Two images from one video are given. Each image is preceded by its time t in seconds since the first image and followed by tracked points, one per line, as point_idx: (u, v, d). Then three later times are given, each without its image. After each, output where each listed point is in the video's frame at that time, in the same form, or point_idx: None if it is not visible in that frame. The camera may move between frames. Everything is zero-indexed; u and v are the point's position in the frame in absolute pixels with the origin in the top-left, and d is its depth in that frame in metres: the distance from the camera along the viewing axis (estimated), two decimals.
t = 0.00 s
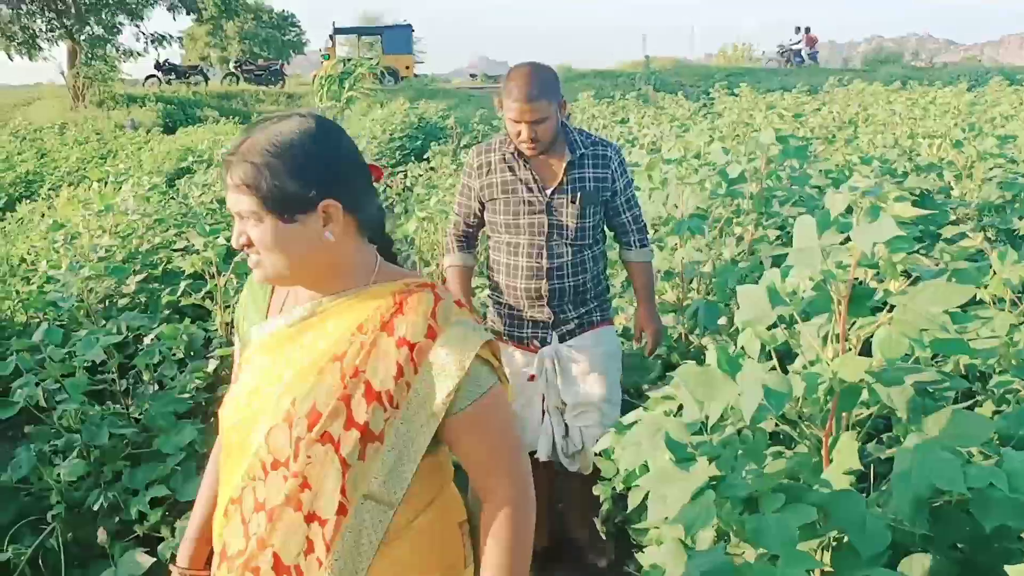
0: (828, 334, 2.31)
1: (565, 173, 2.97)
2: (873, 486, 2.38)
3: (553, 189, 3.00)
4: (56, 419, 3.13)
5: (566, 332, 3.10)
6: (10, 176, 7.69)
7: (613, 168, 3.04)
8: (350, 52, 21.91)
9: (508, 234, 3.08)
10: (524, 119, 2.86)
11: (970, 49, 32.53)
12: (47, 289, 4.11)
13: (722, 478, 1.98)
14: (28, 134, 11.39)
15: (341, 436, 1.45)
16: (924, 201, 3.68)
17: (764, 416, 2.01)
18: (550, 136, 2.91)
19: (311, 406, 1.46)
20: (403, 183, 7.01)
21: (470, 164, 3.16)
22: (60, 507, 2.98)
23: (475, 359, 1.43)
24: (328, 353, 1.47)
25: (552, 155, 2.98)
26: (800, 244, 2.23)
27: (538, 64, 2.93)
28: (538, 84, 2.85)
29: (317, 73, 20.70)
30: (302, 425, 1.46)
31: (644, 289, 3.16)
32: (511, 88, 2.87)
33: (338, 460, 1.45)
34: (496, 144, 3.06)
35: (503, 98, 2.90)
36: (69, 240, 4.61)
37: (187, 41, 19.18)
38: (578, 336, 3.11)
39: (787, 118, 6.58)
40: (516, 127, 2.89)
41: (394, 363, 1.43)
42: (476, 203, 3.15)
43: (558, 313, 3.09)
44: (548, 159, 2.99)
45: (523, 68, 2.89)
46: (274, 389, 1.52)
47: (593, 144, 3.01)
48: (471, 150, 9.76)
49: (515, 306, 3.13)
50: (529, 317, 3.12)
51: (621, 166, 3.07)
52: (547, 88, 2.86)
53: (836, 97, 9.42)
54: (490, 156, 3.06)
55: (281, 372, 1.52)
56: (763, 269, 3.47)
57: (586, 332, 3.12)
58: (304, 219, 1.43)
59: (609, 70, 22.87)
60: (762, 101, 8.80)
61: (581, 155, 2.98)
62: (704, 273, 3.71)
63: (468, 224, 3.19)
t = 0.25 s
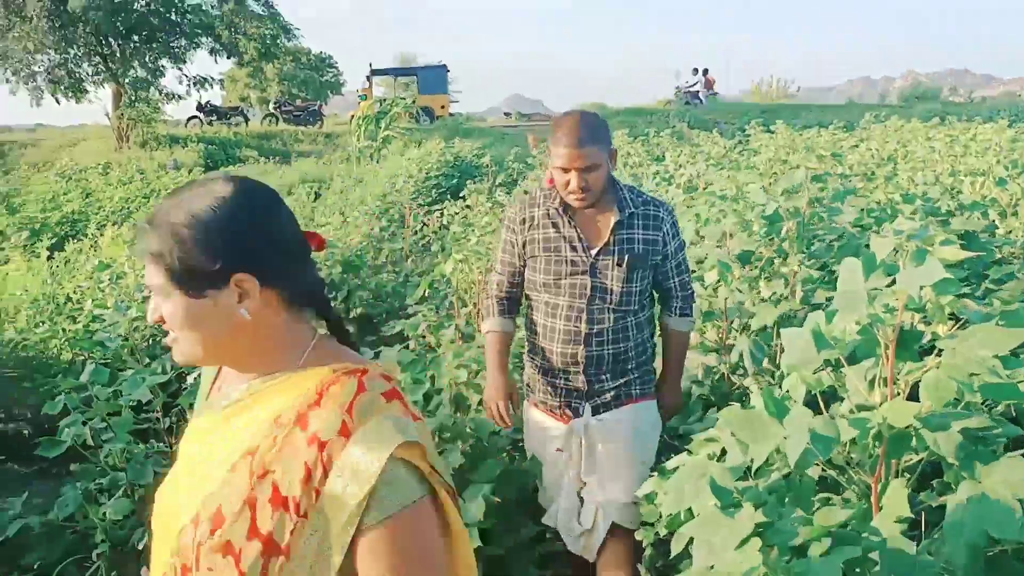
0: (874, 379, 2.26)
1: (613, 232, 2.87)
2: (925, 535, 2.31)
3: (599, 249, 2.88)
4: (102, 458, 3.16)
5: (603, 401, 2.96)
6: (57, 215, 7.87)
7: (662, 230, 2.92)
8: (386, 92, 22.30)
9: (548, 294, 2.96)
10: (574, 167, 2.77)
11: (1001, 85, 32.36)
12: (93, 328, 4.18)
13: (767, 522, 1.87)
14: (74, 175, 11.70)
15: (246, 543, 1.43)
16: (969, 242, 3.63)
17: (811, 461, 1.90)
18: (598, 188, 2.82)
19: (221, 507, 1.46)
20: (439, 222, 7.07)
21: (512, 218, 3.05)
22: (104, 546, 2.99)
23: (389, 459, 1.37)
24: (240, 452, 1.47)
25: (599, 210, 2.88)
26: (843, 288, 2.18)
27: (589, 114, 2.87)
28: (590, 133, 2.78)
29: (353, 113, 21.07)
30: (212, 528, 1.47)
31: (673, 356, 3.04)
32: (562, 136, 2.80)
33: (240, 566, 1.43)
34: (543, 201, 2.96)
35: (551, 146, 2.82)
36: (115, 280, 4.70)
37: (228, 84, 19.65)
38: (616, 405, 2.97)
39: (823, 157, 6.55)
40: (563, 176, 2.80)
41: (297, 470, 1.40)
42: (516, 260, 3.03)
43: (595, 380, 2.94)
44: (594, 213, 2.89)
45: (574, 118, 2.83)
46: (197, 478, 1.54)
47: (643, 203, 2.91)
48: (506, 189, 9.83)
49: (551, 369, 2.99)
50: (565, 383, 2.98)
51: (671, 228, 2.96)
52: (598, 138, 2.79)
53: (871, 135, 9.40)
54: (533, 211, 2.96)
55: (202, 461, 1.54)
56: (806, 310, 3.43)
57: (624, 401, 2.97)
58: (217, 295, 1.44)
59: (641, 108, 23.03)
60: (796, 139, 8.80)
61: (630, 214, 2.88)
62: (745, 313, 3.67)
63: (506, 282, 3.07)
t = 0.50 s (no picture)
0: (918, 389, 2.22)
1: (674, 246, 2.45)
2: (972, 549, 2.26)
3: (657, 264, 2.46)
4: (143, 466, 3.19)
5: (657, 440, 2.53)
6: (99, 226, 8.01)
7: (731, 247, 2.48)
8: (420, 103, 22.42)
9: (596, 313, 2.55)
10: (634, 168, 2.37)
11: None
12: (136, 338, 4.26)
13: (810, 537, 1.83)
14: (116, 187, 11.89)
15: None
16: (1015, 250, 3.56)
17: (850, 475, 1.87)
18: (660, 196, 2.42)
19: None
20: (474, 232, 7.09)
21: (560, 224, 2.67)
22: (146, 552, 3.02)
23: (226, 527, 1.20)
24: (70, 517, 1.28)
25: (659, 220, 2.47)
26: (885, 297, 2.13)
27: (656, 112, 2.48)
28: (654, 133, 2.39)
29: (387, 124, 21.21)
30: None
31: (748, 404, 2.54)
32: (623, 133, 2.41)
33: None
34: (598, 205, 2.56)
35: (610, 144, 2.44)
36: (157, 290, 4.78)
37: (264, 96, 19.88)
38: (671, 446, 2.53)
39: (862, 164, 6.47)
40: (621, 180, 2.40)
41: (122, 538, 1.22)
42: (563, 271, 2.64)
43: (647, 416, 2.52)
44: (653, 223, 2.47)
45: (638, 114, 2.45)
46: (32, 543, 1.36)
47: (709, 215, 2.48)
48: (540, 198, 9.83)
49: (597, 400, 2.58)
50: (612, 416, 2.56)
51: (743, 244, 2.50)
52: (664, 140, 2.40)
53: (910, 142, 9.27)
54: (585, 218, 2.57)
55: (41, 526, 1.37)
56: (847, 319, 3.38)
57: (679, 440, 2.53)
58: (67, 340, 1.29)
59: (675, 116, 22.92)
60: (834, 147, 8.70)
61: (695, 228, 2.44)
62: (784, 323, 3.63)
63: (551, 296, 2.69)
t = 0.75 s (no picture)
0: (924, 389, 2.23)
1: (695, 251, 2.29)
2: (979, 551, 2.25)
3: (677, 271, 2.32)
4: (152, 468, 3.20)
5: (683, 458, 2.39)
6: (108, 228, 8.04)
7: (760, 251, 2.30)
8: (427, 104, 22.43)
9: (614, 324, 2.41)
10: (650, 164, 2.21)
11: None
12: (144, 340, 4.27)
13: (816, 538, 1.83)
14: (125, 189, 11.94)
15: None
16: None
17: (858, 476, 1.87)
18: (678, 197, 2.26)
19: None
20: (481, 233, 7.09)
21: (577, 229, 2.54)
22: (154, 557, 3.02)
23: None
24: None
25: (679, 222, 2.32)
26: (892, 298, 2.10)
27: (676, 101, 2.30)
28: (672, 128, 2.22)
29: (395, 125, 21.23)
30: None
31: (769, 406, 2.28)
32: (638, 127, 2.24)
33: None
34: (615, 208, 2.43)
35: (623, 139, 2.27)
36: (165, 293, 4.79)
37: (273, 98, 19.92)
38: (696, 463, 2.39)
39: (871, 163, 6.44)
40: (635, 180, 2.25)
41: None
42: (580, 280, 2.52)
43: (673, 435, 2.37)
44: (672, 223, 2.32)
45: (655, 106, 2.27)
46: None
47: (735, 217, 2.30)
48: (548, 199, 9.83)
49: (616, 415, 2.43)
50: (634, 433, 2.41)
51: (773, 248, 2.32)
52: (683, 134, 2.23)
53: (919, 141, 9.24)
54: (602, 221, 2.43)
55: None
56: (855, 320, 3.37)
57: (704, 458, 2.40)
58: None
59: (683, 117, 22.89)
60: (842, 147, 8.67)
61: (719, 231, 2.28)
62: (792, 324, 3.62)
63: (568, 305, 2.57)
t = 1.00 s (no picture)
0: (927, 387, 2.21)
1: (692, 269, 2.16)
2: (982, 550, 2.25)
3: (675, 291, 2.18)
4: (154, 469, 3.20)
5: (698, 492, 2.24)
6: (112, 228, 8.08)
7: (763, 263, 2.16)
8: (430, 102, 22.44)
9: (612, 349, 2.28)
10: (627, 180, 2.07)
11: None
12: (147, 341, 4.28)
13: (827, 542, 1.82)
14: (129, 188, 11.98)
15: None
16: None
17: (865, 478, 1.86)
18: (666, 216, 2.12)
19: None
20: (484, 231, 7.10)
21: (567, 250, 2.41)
22: (158, 556, 3.03)
23: None
24: None
25: (670, 239, 2.19)
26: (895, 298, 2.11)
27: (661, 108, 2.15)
28: (655, 140, 2.08)
29: (398, 124, 21.24)
30: None
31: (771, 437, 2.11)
32: (618, 142, 2.10)
33: None
34: (605, 228, 2.29)
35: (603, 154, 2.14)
36: (167, 293, 4.80)
37: (276, 97, 19.94)
38: (712, 497, 2.26)
39: (873, 161, 6.45)
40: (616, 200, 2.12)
41: None
42: (573, 304, 2.38)
43: (685, 466, 2.23)
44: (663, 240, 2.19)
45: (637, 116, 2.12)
46: None
47: (734, 229, 2.17)
48: (550, 196, 9.84)
49: (620, 446, 2.29)
50: (642, 465, 2.27)
51: (776, 260, 2.18)
52: (668, 147, 2.09)
53: (921, 138, 9.22)
54: (592, 241, 2.30)
55: None
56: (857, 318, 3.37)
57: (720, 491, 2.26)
58: None
59: (687, 115, 22.87)
60: (844, 144, 8.66)
61: (717, 247, 2.15)
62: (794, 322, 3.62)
63: (563, 331, 2.43)
